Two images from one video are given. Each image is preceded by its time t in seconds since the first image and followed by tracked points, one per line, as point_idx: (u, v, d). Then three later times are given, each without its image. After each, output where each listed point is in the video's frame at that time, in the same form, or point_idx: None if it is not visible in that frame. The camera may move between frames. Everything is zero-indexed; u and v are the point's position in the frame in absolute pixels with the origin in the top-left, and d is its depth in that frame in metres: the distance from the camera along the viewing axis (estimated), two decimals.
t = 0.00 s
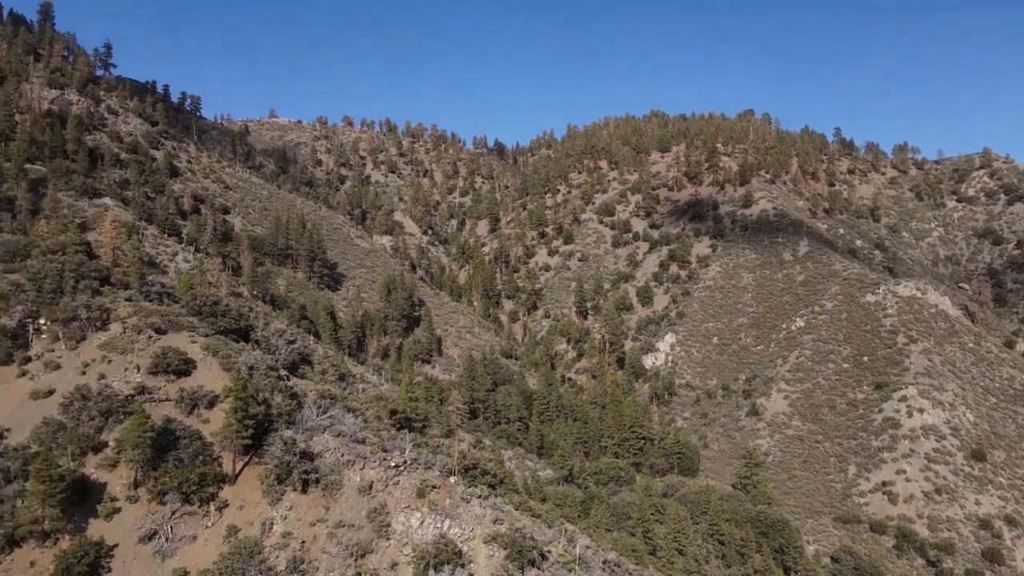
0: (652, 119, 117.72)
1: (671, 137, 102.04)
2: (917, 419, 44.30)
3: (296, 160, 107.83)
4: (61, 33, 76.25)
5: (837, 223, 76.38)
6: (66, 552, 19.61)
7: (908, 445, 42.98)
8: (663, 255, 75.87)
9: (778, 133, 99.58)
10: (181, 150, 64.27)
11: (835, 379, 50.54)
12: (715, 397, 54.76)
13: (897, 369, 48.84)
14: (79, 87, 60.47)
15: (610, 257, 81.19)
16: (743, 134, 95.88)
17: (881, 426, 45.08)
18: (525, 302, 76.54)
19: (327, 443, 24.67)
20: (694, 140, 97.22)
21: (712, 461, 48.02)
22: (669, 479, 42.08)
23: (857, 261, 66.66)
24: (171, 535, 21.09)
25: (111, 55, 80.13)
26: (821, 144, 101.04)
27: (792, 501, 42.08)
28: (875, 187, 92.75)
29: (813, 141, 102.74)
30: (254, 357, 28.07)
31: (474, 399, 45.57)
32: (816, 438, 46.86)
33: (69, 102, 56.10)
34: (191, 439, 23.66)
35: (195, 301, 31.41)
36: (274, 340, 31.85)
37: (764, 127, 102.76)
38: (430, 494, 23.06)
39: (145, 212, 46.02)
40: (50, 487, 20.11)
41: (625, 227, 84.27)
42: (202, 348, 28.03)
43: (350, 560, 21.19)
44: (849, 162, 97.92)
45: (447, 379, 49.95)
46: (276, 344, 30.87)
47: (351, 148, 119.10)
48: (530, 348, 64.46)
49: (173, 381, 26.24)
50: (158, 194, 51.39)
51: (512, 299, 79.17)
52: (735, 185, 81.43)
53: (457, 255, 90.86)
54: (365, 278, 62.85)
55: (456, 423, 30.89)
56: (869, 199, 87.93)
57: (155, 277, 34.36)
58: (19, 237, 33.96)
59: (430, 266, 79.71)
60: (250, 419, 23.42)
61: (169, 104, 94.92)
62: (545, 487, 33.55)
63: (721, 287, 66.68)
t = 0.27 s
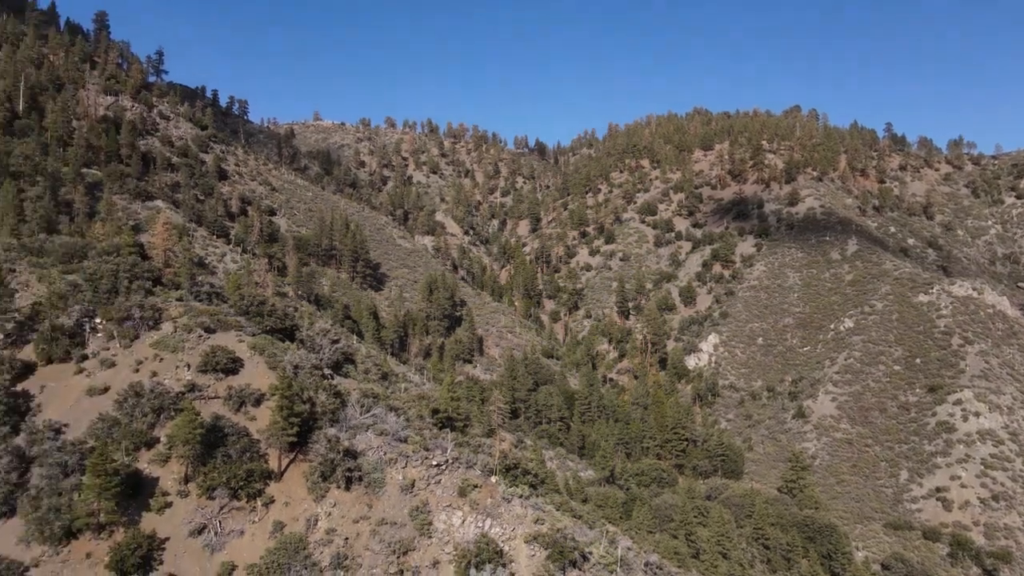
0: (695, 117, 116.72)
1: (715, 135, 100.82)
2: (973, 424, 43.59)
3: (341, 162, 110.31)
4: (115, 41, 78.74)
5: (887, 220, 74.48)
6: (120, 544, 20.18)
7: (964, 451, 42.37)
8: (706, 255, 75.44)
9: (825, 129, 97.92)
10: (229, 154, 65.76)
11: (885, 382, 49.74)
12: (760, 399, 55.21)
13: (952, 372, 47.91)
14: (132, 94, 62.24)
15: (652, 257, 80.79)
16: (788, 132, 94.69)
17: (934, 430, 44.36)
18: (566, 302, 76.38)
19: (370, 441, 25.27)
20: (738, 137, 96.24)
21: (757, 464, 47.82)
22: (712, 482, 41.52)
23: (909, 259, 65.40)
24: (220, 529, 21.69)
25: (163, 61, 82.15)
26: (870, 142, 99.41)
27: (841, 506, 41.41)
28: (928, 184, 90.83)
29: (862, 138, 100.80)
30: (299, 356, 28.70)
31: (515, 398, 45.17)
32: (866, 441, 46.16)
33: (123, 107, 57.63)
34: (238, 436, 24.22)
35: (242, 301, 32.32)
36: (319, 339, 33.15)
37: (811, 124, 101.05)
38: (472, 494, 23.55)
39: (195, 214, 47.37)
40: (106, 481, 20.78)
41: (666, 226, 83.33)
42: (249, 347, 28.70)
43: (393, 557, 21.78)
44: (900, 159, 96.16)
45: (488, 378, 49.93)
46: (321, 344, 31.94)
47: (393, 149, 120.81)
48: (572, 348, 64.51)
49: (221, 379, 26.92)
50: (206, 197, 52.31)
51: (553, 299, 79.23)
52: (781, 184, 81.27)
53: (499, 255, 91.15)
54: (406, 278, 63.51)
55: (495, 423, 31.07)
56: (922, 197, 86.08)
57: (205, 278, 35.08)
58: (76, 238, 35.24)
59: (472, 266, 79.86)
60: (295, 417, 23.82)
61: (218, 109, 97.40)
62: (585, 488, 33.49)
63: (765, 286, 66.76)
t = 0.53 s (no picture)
0: (743, 114, 115.16)
1: (762, 132, 98.98)
2: None
3: (386, 163, 112.41)
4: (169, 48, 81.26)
5: (945, 219, 72.84)
6: (175, 537, 21.24)
7: None
8: (754, 254, 74.69)
9: (878, 125, 95.29)
10: (277, 156, 67.19)
11: (942, 385, 49.84)
12: (810, 401, 55.21)
13: (1013, 375, 47.94)
14: (186, 99, 64.14)
15: (697, 256, 79.91)
16: (839, 127, 92.38)
17: (995, 435, 44.49)
18: (610, 302, 76.27)
19: (414, 440, 25.54)
20: (786, 133, 94.74)
21: (806, 467, 48.15)
22: (759, 485, 40.86)
23: (968, 258, 64.24)
24: (269, 524, 22.44)
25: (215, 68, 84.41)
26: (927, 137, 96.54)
27: (894, 512, 41.51)
28: (988, 179, 86.27)
29: (918, 133, 98.11)
30: (345, 355, 29.14)
31: (559, 399, 45.24)
32: (921, 446, 46.38)
33: (177, 113, 59.49)
34: (286, 433, 24.96)
35: (290, 300, 32.66)
36: (363, 338, 34.03)
37: (863, 119, 98.56)
38: (515, 494, 23.70)
39: (244, 216, 48.61)
40: (161, 475, 21.57)
41: (712, 225, 82.55)
42: (297, 346, 29.30)
43: (437, 556, 22.05)
44: (958, 153, 93.08)
45: (532, 378, 50.11)
46: (366, 343, 32.48)
47: (438, 150, 122.59)
48: (616, 348, 64.45)
49: (270, 377, 27.60)
50: (256, 199, 53.37)
51: (597, 299, 79.02)
52: (831, 181, 80.20)
53: (541, 254, 91.05)
54: (450, 278, 63.93)
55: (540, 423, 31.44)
56: (981, 192, 82.21)
57: (254, 278, 35.73)
58: (133, 240, 36.53)
59: (515, 266, 79.47)
60: (341, 415, 24.14)
61: (268, 113, 100.08)
62: (629, 489, 33.59)
63: (815, 286, 66.36)
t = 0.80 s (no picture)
0: (785, 111, 113.69)
1: (806, 129, 97.73)
2: None
3: (426, 163, 113.78)
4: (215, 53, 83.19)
5: (1000, 216, 70.87)
6: (221, 531, 21.79)
7: None
8: (797, 254, 73.38)
9: (928, 121, 93.08)
10: (319, 158, 68.23)
11: (995, 389, 48.94)
12: (856, 404, 54.16)
13: None
14: (231, 104, 65.61)
15: (738, 256, 78.44)
16: (887, 124, 91.05)
17: None
18: (650, 302, 75.28)
19: (453, 439, 25.68)
20: (832, 130, 93.37)
21: (851, 471, 47.18)
22: (804, 489, 40.09)
23: None
24: (312, 521, 22.88)
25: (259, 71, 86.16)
26: (979, 133, 93.86)
27: (945, 519, 40.81)
28: None
29: (970, 129, 95.71)
30: (385, 354, 29.48)
31: (597, 399, 45.27)
32: (974, 451, 45.37)
33: (223, 117, 60.88)
34: (328, 431, 25.31)
35: (332, 300, 33.17)
36: (404, 338, 34.45)
37: (912, 115, 96.44)
38: (554, 494, 23.64)
39: (288, 216, 49.46)
40: (208, 471, 22.19)
41: (754, 224, 80.91)
42: (338, 345, 29.65)
43: (476, 554, 22.18)
44: (1013, 149, 90.49)
45: (571, 378, 50.60)
46: (406, 344, 32.87)
47: (477, 150, 123.62)
48: (655, 349, 64.00)
49: (312, 376, 28.03)
50: (299, 201, 54.22)
51: (637, 299, 78.22)
52: (878, 178, 78.91)
53: (580, 254, 90.81)
54: (489, 278, 64.19)
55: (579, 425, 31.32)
56: None
57: (297, 279, 36.24)
58: (180, 241, 37.34)
59: (554, 266, 79.48)
60: (381, 414, 24.41)
61: (310, 115, 101.99)
62: (670, 490, 33.71)
63: (861, 286, 65.21)
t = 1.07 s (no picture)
0: (829, 107, 111.66)
1: (851, 125, 96.01)
2: None
3: (464, 164, 114.86)
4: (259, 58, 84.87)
5: None
6: (265, 526, 22.28)
7: None
8: (842, 253, 71.87)
9: (979, 115, 90.46)
10: (359, 160, 69.18)
11: None
12: (903, 407, 52.77)
13: None
14: (274, 107, 66.86)
15: (780, 255, 77.34)
16: (937, 118, 88.64)
17: None
18: (690, 301, 74.47)
19: (492, 439, 25.79)
20: (879, 126, 91.65)
21: (900, 476, 46.10)
22: (849, 493, 39.45)
23: None
24: (352, 518, 23.22)
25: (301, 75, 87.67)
26: None
27: (999, 526, 39.63)
28: None
29: None
30: (425, 354, 29.78)
31: (636, 400, 44.92)
32: None
33: (265, 120, 62.06)
34: (368, 430, 25.63)
35: (372, 301, 33.53)
36: (443, 338, 34.80)
37: (962, 110, 93.88)
38: (592, 494, 23.70)
39: (328, 218, 49.98)
40: (251, 467, 22.61)
41: (797, 222, 79.79)
42: (378, 345, 29.97)
43: (514, 554, 22.23)
44: None
45: (609, 378, 50.88)
46: (445, 344, 33.20)
47: (515, 150, 124.31)
48: (695, 349, 63.35)
49: (352, 375, 28.40)
50: (339, 202, 54.75)
51: (676, 298, 77.41)
52: (927, 174, 77.19)
53: (619, 254, 90.30)
54: (527, 278, 64.20)
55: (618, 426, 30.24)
56: None
57: (338, 279, 36.64)
58: (225, 242, 37.97)
59: (592, 265, 79.17)
60: (420, 413, 24.62)
61: (350, 117, 103.61)
62: (710, 493, 33.20)
63: (909, 286, 63.83)
